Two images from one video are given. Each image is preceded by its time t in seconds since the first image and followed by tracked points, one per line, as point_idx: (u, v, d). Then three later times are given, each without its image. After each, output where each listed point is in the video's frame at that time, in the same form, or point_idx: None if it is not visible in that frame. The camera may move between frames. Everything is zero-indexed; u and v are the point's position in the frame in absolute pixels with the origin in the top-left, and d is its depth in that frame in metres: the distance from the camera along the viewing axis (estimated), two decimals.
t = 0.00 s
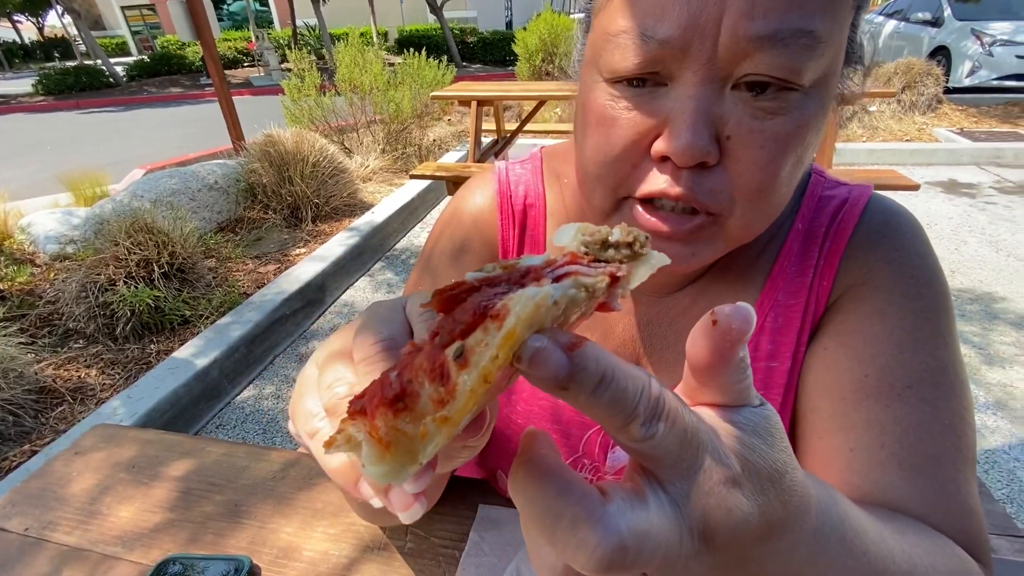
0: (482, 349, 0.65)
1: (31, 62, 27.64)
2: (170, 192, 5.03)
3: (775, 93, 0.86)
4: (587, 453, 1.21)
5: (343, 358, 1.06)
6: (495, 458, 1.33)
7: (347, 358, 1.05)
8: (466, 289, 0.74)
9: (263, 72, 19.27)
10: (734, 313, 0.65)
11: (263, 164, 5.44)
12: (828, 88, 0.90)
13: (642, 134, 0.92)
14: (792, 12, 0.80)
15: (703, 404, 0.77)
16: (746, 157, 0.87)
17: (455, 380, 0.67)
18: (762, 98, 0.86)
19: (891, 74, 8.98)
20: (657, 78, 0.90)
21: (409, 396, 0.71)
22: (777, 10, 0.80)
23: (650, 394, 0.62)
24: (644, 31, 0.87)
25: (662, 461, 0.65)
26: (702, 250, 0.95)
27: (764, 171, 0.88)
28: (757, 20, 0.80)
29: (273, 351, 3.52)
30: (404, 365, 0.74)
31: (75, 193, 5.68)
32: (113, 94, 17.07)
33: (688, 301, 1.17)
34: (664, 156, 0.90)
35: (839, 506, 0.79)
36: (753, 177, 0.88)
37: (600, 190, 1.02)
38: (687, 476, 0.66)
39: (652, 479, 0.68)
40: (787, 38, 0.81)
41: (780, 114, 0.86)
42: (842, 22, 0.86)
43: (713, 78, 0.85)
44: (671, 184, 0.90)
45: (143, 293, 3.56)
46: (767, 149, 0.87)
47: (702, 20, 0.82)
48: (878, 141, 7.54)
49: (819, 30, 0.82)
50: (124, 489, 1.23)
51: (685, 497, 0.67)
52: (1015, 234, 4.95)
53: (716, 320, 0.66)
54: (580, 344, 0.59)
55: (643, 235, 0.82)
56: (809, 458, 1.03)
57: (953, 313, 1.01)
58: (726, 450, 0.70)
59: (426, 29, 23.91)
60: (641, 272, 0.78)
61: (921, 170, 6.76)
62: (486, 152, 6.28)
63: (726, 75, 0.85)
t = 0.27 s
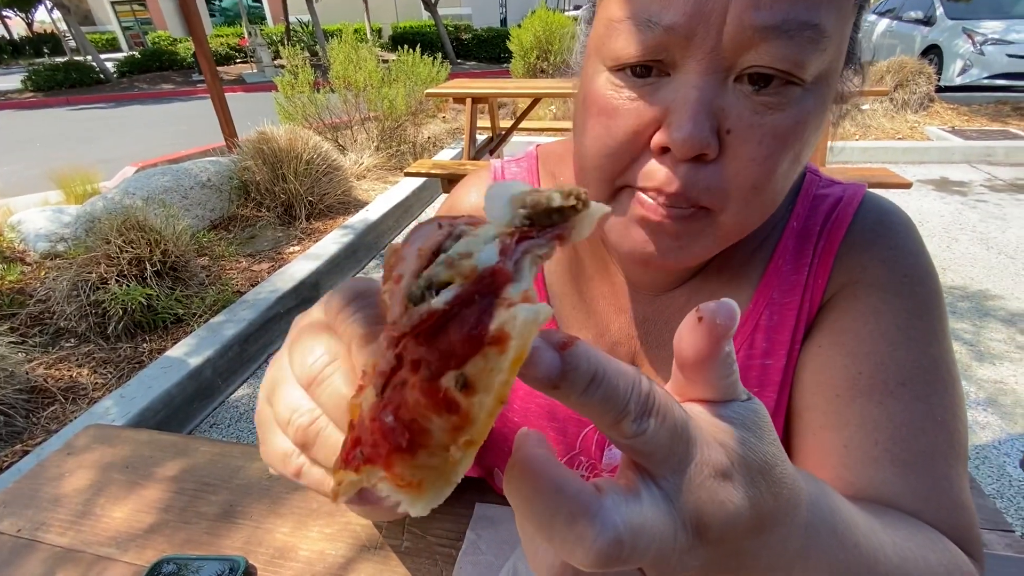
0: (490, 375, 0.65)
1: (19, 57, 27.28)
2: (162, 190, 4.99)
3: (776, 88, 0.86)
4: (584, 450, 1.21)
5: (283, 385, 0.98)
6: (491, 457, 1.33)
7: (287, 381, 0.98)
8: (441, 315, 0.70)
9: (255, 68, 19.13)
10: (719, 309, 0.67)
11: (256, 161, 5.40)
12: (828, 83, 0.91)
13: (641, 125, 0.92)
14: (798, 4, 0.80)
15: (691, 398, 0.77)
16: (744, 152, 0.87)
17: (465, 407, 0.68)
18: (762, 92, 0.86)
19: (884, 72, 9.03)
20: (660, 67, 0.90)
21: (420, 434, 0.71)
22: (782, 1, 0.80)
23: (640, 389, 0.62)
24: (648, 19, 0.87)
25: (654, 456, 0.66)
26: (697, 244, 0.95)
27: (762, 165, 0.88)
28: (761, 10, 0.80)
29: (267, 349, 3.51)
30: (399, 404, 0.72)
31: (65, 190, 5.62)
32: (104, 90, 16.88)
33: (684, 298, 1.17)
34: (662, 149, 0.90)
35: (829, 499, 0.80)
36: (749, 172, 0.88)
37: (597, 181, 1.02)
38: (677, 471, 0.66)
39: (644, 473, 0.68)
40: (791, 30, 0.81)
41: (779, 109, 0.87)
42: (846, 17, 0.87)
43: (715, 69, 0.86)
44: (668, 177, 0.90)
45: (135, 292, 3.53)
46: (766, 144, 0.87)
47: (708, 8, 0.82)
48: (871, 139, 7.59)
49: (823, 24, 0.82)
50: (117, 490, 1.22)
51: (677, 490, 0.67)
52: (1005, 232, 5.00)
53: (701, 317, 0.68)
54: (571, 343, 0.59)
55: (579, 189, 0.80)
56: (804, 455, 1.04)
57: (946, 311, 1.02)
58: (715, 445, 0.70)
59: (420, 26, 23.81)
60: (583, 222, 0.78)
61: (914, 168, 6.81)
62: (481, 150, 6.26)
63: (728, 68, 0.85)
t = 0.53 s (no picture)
0: (504, 387, 0.65)
1: (11, 54, 27.03)
2: (157, 187, 4.96)
3: (775, 75, 0.87)
4: (583, 448, 1.21)
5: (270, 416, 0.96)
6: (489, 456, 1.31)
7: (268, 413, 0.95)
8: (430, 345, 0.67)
9: (250, 65, 19.03)
10: (732, 310, 0.68)
11: (251, 158, 5.37)
12: (827, 73, 0.91)
13: (640, 112, 0.92)
14: None
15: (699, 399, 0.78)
16: (743, 141, 0.87)
17: (480, 418, 0.67)
18: (760, 81, 0.87)
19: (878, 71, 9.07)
20: (660, 54, 0.90)
21: (438, 456, 0.69)
22: None
23: (641, 393, 0.63)
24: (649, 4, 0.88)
25: (655, 457, 0.66)
26: (696, 235, 0.94)
27: (761, 154, 0.88)
28: None
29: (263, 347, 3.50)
30: (403, 431, 0.69)
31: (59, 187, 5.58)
32: (97, 87, 16.75)
33: (683, 295, 1.17)
34: (661, 137, 0.90)
35: (834, 499, 0.79)
36: (748, 162, 0.88)
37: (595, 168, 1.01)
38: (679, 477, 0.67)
39: (645, 473, 0.69)
40: (790, 16, 0.82)
41: (777, 97, 0.87)
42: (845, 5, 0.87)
43: (714, 56, 0.86)
44: (667, 167, 0.90)
45: (129, 289, 3.51)
46: (764, 132, 0.87)
47: None
48: (865, 138, 7.62)
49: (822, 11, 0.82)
50: (113, 489, 1.21)
51: (678, 492, 0.68)
52: (998, 230, 5.03)
53: (714, 317, 0.69)
54: (571, 344, 0.61)
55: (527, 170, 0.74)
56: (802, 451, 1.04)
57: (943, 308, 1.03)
58: (719, 446, 0.70)
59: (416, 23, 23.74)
60: (541, 201, 0.73)
61: (908, 167, 6.84)
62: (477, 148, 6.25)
63: (727, 55, 0.86)
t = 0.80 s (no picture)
0: (471, 396, 0.69)
1: (5, 50, 26.85)
2: (153, 184, 4.93)
3: (771, 60, 0.87)
4: (581, 445, 1.21)
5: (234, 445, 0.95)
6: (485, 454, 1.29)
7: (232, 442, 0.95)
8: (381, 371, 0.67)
9: (246, 62, 18.93)
10: (729, 316, 0.67)
11: (248, 155, 5.35)
12: (823, 61, 0.91)
13: (635, 97, 0.92)
14: None
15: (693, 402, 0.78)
16: (739, 127, 0.87)
17: (451, 428, 0.71)
18: (758, 66, 0.87)
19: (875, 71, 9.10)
20: (656, 40, 0.91)
21: (414, 473, 0.72)
22: None
23: (625, 397, 0.63)
24: None
25: (643, 462, 0.66)
26: (690, 224, 0.93)
27: (759, 140, 0.88)
28: None
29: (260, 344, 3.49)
30: (373, 457, 0.71)
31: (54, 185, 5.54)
32: (92, 83, 16.65)
33: (680, 292, 1.17)
34: (657, 124, 0.90)
35: (830, 501, 0.79)
36: (743, 150, 0.88)
37: (589, 156, 1.01)
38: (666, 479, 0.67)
39: (635, 479, 0.69)
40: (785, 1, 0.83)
41: (774, 84, 0.87)
42: None
43: (710, 41, 0.86)
44: (662, 155, 0.89)
45: (125, 287, 3.50)
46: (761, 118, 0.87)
47: None
48: (862, 137, 7.64)
49: None
50: (108, 487, 1.20)
51: (669, 497, 0.67)
52: (994, 229, 5.05)
53: (711, 322, 0.69)
54: (550, 351, 0.61)
55: (451, 163, 0.70)
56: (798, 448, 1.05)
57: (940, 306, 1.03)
58: (710, 450, 0.69)
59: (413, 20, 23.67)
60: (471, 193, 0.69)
61: (904, 166, 6.86)
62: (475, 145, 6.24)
63: (723, 41, 0.86)
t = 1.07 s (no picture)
0: (434, 388, 0.74)
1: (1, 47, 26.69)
2: (150, 182, 4.91)
3: (767, 42, 0.87)
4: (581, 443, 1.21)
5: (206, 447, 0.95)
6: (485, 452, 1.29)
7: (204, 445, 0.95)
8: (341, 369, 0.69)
9: (244, 60, 18.87)
10: (752, 246, 0.61)
11: (245, 153, 5.33)
12: (821, 45, 0.92)
13: (632, 79, 0.92)
14: None
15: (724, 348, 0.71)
16: (738, 106, 0.86)
17: (417, 424, 0.75)
18: (754, 47, 0.87)
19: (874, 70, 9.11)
20: (651, 24, 0.91)
21: (381, 472, 0.75)
22: None
23: (615, 319, 0.63)
24: None
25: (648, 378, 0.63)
26: (692, 206, 0.91)
27: (758, 120, 0.87)
28: None
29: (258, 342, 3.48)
30: (338, 458, 0.74)
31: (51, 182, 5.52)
32: (89, 80, 16.56)
33: (680, 289, 1.17)
34: (654, 105, 0.89)
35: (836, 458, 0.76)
36: (742, 128, 0.87)
37: (586, 140, 1.00)
38: (671, 449, 0.61)
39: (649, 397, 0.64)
40: None
41: (771, 64, 0.87)
42: None
43: (706, 23, 0.87)
44: (662, 136, 0.89)
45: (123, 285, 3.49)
46: (760, 97, 0.86)
47: None
48: (860, 136, 7.65)
49: None
50: (105, 486, 1.20)
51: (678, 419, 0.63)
52: (991, 228, 5.06)
53: (740, 253, 0.62)
54: (541, 276, 0.60)
55: (409, 150, 0.77)
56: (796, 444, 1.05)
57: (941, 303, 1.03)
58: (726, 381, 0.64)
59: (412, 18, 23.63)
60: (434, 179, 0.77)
61: (902, 165, 6.87)
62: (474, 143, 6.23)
63: (720, 23, 0.87)
